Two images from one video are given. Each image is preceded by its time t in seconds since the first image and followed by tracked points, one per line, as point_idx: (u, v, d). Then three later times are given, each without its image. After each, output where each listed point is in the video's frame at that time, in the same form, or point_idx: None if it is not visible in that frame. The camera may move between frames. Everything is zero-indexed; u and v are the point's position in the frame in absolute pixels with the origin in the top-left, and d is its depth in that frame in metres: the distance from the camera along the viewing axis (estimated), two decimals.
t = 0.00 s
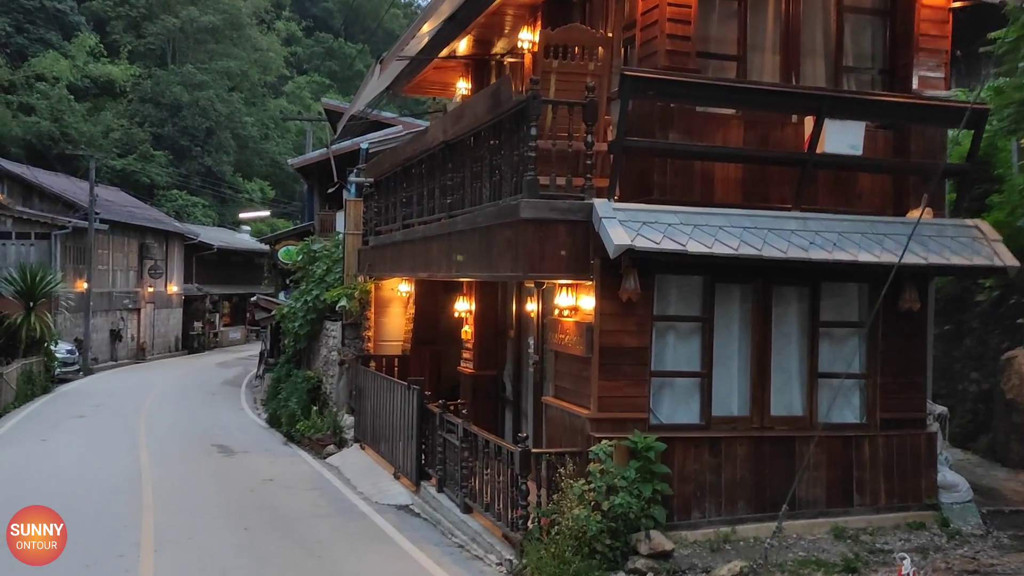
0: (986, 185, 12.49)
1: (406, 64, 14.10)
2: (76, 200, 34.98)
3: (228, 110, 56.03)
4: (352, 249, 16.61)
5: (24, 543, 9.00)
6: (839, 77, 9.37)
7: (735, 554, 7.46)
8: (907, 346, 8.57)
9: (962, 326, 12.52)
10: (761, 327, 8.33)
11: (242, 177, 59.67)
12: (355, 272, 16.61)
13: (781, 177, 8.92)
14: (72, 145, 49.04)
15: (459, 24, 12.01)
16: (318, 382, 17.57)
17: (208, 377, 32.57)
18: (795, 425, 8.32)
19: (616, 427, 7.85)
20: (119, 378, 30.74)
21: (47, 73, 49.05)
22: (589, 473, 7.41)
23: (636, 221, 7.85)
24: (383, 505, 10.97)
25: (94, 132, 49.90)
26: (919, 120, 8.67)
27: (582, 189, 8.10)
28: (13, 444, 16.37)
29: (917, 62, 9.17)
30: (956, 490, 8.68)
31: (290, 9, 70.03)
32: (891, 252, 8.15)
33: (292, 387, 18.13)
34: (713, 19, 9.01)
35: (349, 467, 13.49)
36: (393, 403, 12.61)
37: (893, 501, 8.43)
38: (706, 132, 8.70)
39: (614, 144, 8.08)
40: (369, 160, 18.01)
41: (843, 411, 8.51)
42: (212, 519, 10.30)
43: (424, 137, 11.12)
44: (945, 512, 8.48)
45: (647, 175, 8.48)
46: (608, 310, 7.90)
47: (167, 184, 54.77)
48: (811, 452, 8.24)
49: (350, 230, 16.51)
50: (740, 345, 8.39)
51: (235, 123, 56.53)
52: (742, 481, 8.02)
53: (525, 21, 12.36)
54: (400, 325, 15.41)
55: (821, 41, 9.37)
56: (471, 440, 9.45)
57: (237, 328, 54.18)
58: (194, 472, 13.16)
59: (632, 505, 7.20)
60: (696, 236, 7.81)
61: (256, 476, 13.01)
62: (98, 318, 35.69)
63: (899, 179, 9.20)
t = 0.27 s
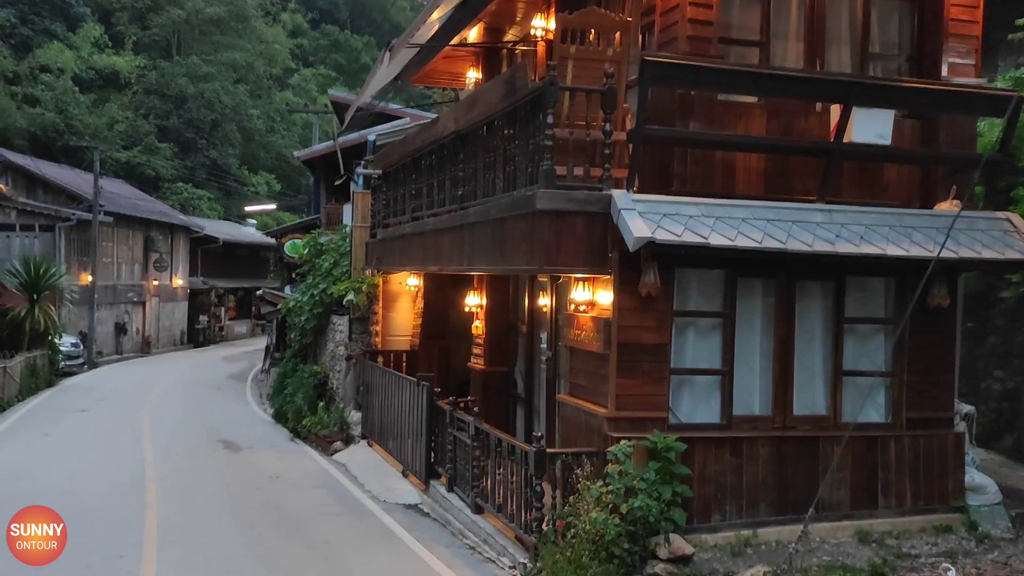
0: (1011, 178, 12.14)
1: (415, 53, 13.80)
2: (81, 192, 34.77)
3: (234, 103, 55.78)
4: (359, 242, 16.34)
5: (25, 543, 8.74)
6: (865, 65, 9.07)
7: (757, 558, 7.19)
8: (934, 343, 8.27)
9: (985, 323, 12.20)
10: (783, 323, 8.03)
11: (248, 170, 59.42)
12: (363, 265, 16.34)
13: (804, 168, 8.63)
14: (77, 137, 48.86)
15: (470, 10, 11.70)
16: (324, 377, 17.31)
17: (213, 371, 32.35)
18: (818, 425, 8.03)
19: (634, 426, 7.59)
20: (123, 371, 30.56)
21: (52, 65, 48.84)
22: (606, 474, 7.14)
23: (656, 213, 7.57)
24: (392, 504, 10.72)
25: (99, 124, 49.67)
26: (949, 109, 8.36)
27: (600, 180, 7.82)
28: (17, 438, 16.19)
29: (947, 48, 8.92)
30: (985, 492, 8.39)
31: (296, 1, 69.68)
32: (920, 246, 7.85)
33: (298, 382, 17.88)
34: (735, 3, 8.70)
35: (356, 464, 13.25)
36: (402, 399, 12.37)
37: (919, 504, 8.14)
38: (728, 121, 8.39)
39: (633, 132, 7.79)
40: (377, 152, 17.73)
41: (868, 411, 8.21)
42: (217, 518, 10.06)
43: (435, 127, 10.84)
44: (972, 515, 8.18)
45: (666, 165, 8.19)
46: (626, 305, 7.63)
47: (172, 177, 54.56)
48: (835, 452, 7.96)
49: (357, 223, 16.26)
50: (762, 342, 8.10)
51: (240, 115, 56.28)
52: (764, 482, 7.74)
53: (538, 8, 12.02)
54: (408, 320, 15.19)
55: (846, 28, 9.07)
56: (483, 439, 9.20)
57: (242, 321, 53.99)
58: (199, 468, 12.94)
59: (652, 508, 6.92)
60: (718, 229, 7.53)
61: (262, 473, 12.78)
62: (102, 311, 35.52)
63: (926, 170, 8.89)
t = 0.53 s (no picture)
0: None
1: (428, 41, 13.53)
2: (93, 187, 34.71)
3: (246, 98, 55.69)
4: (371, 235, 16.11)
5: (25, 543, 8.50)
6: (895, 49, 8.74)
7: (784, 561, 6.89)
8: (968, 338, 7.94)
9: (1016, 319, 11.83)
10: (811, 316, 7.73)
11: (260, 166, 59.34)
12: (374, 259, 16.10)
13: (832, 156, 8.32)
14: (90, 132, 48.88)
15: None
16: (335, 373, 17.10)
17: (225, 366, 32.23)
18: (846, 423, 7.73)
19: (655, 423, 7.32)
20: (134, 366, 30.46)
21: (65, 61, 48.85)
22: (627, 473, 6.85)
23: (678, 201, 7.28)
24: (404, 502, 10.47)
25: (112, 119, 49.68)
26: (984, 93, 8.03)
27: (620, 167, 7.54)
28: (26, 433, 16.05)
29: (981, 30, 8.59)
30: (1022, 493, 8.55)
31: None
32: (954, 236, 7.52)
33: (309, 377, 17.66)
34: None
35: (367, 460, 13.02)
36: (414, 395, 12.13)
37: (951, 505, 7.83)
38: (753, 106, 8.09)
39: (654, 118, 7.50)
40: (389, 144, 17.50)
41: (898, 408, 7.90)
42: (225, 515, 9.82)
43: (448, 116, 10.58)
44: (1007, 517, 7.87)
45: (689, 153, 7.89)
46: (647, 298, 7.35)
47: (185, 172, 54.54)
48: (863, 451, 7.66)
49: (369, 216, 16.04)
50: (788, 336, 7.80)
51: (252, 111, 56.18)
52: (790, 482, 7.45)
53: None
54: (421, 315, 14.89)
55: (875, 11, 8.75)
56: (498, 436, 8.95)
57: (254, 317, 53.94)
58: (207, 464, 12.73)
59: (675, 509, 6.61)
60: (743, 218, 7.23)
61: (272, 469, 12.54)
62: (114, 306, 35.46)
63: (959, 158, 8.57)
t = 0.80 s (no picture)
0: None
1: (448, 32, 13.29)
2: (113, 183, 34.75)
3: (265, 96, 55.72)
4: (390, 231, 15.86)
5: (24, 543, 8.38)
6: (935, 34, 8.36)
7: (822, 572, 6.56)
8: (1014, 337, 7.56)
9: None
10: (849, 314, 7.37)
11: (279, 163, 59.36)
12: (393, 255, 15.85)
13: (869, 146, 7.96)
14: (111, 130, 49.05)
15: None
16: (353, 370, 16.88)
17: (243, 363, 32.16)
18: (886, 426, 7.37)
19: (686, 425, 7.00)
20: (154, 363, 30.45)
21: (86, 58, 49.10)
22: (658, 477, 6.53)
23: (710, 193, 6.96)
24: (423, 503, 10.22)
25: (132, 117, 49.80)
26: None
27: (649, 158, 7.22)
28: (44, 430, 15.99)
29: None
30: None
31: None
32: (1001, 230, 7.14)
33: (327, 374, 17.43)
34: None
35: (386, 460, 12.79)
36: (433, 394, 11.88)
37: (997, 512, 7.47)
38: (787, 94, 7.74)
39: (685, 107, 7.17)
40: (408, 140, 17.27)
41: (940, 410, 7.54)
42: (241, 516, 9.61)
43: (469, 107, 10.29)
44: None
45: (720, 143, 7.56)
46: (678, 294, 7.03)
47: (204, 169, 54.64)
48: (904, 456, 7.31)
49: (387, 212, 15.80)
50: (824, 334, 7.45)
51: (272, 108, 56.21)
52: (827, 488, 7.11)
53: None
54: (440, 312, 14.61)
55: None
56: (520, 437, 8.67)
57: (273, 313, 53.98)
58: (224, 463, 12.56)
59: (708, 516, 6.30)
60: (779, 211, 6.89)
61: (289, 469, 12.34)
62: (134, 303, 35.53)
63: (1003, 148, 8.18)
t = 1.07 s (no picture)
0: None
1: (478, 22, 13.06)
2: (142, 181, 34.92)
3: (292, 94, 55.85)
4: (417, 226, 15.64)
5: (24, 541, 8.26)
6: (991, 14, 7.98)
7: None
8: None
9: None
10: (901, 309, 7.03)
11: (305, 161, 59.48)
12: (421, 251, 15.61)
13: (922, 133, 7.59)
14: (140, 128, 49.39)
15: None
16: (381, 367, 16.68)
17: (270, 360, 32.14)
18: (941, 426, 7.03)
19: (730, 425, 6.69)
20: (181, 360, 30.52)
21: (115, 58, 49.49)
22: (702, 480, 6.22)
23: (756, 182, 6.64)
24: (453, 503, 10.00)
25: (161, 115, 50.10)
26: None
27: (691, 146, 6.91)
28: (73, 426, 16.02)
29: None
30: None
31: None
32: None
33: (354, 371, 17.25)
34: None
35: (415, 458, 12.56)
36: (464, 391, 11.64)
37: None
38: (835, 78, 7.40)
39: (729, 92, 6.86)
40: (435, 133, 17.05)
41: (997, 410, 7.18)
42: (266, 516, 9.42)
43: (500, 97, 10.02)
44: None
45: (765, 130, 7.23)
46: (722, 288, 6.72)
47: (232, 167, 54.88)
48: (961, 457, 6.96)
49: (415, 206, 15.58)
50: (876, 330, 7.10)
51: (298, 106, 56.33)
52: (880, 491, 6.77)
53: None
54: (469, 308, 14.32)
55: None
56: (555, 436, 8.40)
57: (299, 310, 54.07)
58: (251, 461, 12.41)
59: (756, 520, 5.96)
60: (828, 200, 6.56)
61: (316, 467, 12.17)
62: (163, 300, 35.69)
63: None
